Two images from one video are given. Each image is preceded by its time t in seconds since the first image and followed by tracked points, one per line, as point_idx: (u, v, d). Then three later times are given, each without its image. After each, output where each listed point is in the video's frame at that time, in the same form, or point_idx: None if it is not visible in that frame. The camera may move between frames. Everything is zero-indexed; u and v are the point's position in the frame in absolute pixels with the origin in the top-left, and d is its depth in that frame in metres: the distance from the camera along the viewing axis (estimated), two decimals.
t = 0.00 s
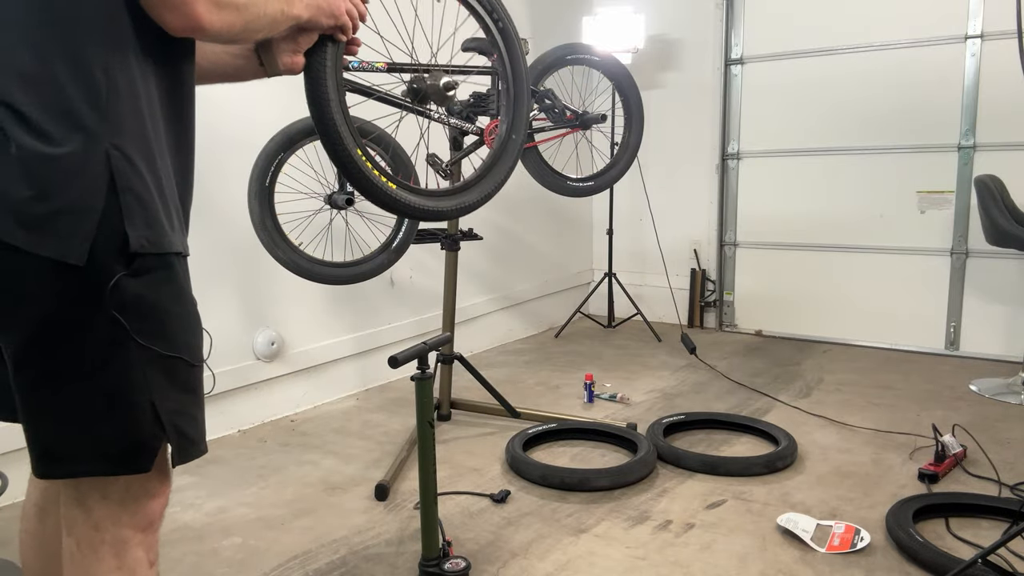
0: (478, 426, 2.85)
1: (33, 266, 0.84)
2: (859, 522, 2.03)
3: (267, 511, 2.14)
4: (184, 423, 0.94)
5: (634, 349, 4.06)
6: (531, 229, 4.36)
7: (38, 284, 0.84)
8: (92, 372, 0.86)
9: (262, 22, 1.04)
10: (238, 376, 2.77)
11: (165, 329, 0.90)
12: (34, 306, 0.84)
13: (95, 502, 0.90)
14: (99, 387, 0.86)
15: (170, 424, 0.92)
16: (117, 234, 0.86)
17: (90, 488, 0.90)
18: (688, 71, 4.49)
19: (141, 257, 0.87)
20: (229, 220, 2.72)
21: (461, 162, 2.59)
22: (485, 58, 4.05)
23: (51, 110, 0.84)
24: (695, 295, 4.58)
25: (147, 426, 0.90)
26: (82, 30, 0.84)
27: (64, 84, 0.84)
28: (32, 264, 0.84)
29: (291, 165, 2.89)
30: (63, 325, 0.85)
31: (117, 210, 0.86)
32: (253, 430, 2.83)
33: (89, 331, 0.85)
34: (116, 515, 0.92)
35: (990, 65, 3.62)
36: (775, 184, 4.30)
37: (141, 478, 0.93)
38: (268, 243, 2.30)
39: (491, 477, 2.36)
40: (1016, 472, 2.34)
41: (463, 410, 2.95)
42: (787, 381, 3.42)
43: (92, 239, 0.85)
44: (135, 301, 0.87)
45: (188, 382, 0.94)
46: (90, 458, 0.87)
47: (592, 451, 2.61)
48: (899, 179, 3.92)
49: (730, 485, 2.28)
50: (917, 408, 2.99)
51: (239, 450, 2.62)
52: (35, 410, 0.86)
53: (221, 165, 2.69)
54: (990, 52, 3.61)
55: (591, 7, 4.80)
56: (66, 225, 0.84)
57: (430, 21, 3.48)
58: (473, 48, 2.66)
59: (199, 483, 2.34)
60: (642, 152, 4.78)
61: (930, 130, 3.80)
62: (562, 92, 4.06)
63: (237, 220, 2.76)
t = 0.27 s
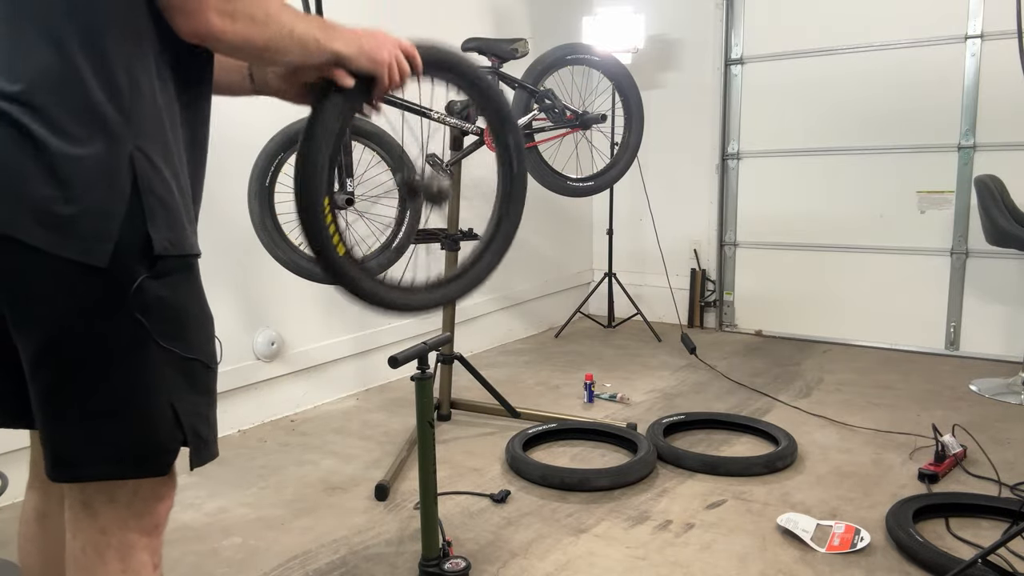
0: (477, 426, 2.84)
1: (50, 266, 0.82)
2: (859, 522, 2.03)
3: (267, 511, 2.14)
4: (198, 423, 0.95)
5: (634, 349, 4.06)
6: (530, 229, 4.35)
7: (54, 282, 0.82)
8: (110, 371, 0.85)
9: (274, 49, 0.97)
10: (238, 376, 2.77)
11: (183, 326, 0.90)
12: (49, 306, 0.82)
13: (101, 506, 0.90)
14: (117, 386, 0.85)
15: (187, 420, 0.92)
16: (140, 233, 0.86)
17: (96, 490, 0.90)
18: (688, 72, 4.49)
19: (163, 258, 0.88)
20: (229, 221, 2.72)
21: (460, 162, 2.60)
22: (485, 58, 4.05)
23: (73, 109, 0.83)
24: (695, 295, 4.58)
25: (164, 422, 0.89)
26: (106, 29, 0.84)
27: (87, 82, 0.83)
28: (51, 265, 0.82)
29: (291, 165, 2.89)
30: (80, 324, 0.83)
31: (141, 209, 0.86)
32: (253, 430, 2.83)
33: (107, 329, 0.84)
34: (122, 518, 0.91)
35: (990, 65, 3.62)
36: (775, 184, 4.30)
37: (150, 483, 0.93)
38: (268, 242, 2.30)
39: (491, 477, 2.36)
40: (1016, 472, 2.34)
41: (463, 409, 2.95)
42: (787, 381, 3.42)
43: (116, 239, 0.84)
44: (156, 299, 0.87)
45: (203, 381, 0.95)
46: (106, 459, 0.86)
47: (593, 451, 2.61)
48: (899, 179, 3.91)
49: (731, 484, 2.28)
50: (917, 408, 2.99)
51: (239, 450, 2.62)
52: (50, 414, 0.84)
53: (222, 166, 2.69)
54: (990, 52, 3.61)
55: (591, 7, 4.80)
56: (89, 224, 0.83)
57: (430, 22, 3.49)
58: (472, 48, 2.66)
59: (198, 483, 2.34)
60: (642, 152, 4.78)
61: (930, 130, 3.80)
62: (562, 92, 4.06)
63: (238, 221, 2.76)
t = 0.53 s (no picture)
0: (477, 426, 2.85)
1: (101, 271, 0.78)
2: (859, 522, 2.03)
3: (267, 511, 2.14)
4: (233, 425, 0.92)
5: (634, 349, 4.06)
6: (530, 229, 4.36)
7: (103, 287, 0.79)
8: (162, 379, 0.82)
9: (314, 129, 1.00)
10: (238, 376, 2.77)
11: (225, 330, 0.89)
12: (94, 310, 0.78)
13: (117, 507, 0.85)
14: (167, 394, 0.83)
15: (226, 423, 0.90)
16: (191, 237, 0.84)
17: (116, 492, 0.85)
18: (688, 72, 4.49)
19: (211, 262, 0.87)
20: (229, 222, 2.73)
21: (460, 162, 2.60)
22: (485, 58, 4.05)
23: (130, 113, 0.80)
24: (695, 295, 4.58)
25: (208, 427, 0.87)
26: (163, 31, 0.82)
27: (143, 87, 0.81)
28: (101, 270, 0.78)
29: (291, 165, 2.89)
30: (131, 331, 0.80)
31: (189, 213, 0.85)
32: (254, 430, 2.83)
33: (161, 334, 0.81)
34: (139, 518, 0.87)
35: (990, 64, 3.62)
36: (775, 184, 4.30)
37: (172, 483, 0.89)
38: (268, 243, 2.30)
39: (491, 477, 2.36)
40: (1016, 472, 2.34)
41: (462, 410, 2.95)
42: (787, 381, 3.42)
43: (165, 245, 0.82)
44: (205, 302, 0.85)
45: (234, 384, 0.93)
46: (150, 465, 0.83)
47: (593, 451, 2.61)
48: (900, 179, 3.91)
49: (730, 484, 2.28)
50: (918, 408, 2.99)
51: (239, 450, 2.62)
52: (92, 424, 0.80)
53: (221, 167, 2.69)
54: (990, 52, 3.61)
55: (591, 7, 4.80)
56: (141, 232, 0.80)
57: (430, 22, 3.49)
58: (472, 48, 2.67)
59: (199, 483, 2.34)
60: (642, 152, 4.78)
61: (930, 130, 3.80)
62: (561, 92, 4.06)
63: (237, 222, 2.76)
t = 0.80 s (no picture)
0: (477, 426, 2.85)
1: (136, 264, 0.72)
2: (860, 522, 2.03)
3: (267, 510, 2.14)
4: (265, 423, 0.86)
5: (634, 349, 4.06)
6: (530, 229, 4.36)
7: (135, 280, 0.72)
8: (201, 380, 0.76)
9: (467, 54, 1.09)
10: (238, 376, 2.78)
11: (260, 325, 0.83)
12: (124, 306, 0.72)
13: (143, 504, 0.79)
14: (204, 396, 0.76)
15: (261, 422, 0.85)
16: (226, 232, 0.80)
17: (144, 492, 0.79)
18: (688, 72, 4.49)
19: (244, 258, 0.81)
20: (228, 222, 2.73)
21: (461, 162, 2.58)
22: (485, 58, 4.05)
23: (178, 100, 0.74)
24: (695, 295, 4.58)
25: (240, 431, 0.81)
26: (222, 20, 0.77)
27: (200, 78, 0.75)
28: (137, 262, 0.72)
29: (291, 165, 2.89)
30: (168, 329, 0.73)
31: (222, 211, 0.80)
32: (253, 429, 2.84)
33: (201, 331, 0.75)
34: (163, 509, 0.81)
35: (990, 65, 3.62)
36: (775, 184, 4.30)
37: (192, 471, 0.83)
38: (268, 243, 2.29)
39: (491, 477, 2.36)
40: (1017, 472, 2.34)
41: (463, 409, 2.95)
42: (787, 381, 3.42)
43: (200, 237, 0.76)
44: (239, 301, 0.79)
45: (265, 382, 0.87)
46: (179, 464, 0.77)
47: (592, 451, 2.61)
48: (900, 179, 3.91)
49: (730, 484, 2.28)
50: (918, 408, 2.99)
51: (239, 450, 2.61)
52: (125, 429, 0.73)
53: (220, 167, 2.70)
54: (990, 52, 3.61)
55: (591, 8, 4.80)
56: (178, 222, 0.74)
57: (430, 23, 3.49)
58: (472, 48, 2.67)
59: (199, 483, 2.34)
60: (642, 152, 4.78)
61: (930, 130, 3.80)
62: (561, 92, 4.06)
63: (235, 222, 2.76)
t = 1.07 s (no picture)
0: (477, 426, 2.84)
1: (150, 262, 0.74)
2: (859, 522, 2.03)
3: (267, 511, 2.14)
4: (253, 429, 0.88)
5: (634, 349, 4.06)
6: (530, 229, 4.36)
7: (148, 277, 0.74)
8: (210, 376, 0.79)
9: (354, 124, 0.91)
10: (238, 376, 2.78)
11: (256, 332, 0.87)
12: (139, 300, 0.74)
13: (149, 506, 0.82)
14: (210, 392, 0.79)
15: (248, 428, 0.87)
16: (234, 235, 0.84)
17: (149, 496, 0.82)
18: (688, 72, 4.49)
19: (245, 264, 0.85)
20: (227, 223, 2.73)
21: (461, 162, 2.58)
22: (485, 58, 4.05)
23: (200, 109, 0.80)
24: (695, 295, 4.58)
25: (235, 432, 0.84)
26: (250, 47, 0.86)
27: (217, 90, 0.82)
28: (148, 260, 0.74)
29: (291, 165, 2.89)
30: (181, 323, 0.76)
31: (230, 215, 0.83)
32: (253, 430, 2.83)
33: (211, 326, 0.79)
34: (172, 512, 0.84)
35: (990, 65, 3.62)
36: (775, 184, 4.30)
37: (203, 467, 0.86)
38: (268, 243, 2.28)
39: (491, 477, 2.36)
40: (1016, 472, 2.34)
41: (462, 410, 2.95)
42: (787, 381, 3.42)
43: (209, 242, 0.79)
44: (242, 303, 0.83)
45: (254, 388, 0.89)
46: (179, 463, 0.79)
47: (593, 451, 2.61)
48: (900, 179, 3.91)
49: (730, 484, 2.28)
50: (918, 408, 2.99)
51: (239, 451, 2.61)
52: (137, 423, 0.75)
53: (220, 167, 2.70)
54: (990, 52, 3.61)
55: (591, 8, 4.80)
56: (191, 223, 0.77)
57: (430, 22, 3.49)
58: (472, 48, 2.67)
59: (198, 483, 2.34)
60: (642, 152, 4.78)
61: (930, 130, 3.80)
62: (561, 92, 4.06)
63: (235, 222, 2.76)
